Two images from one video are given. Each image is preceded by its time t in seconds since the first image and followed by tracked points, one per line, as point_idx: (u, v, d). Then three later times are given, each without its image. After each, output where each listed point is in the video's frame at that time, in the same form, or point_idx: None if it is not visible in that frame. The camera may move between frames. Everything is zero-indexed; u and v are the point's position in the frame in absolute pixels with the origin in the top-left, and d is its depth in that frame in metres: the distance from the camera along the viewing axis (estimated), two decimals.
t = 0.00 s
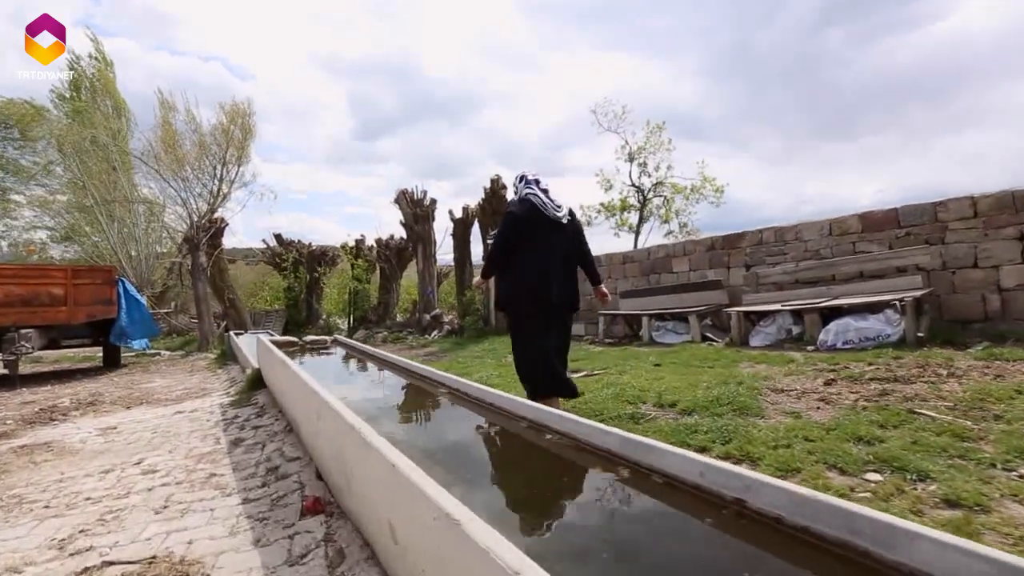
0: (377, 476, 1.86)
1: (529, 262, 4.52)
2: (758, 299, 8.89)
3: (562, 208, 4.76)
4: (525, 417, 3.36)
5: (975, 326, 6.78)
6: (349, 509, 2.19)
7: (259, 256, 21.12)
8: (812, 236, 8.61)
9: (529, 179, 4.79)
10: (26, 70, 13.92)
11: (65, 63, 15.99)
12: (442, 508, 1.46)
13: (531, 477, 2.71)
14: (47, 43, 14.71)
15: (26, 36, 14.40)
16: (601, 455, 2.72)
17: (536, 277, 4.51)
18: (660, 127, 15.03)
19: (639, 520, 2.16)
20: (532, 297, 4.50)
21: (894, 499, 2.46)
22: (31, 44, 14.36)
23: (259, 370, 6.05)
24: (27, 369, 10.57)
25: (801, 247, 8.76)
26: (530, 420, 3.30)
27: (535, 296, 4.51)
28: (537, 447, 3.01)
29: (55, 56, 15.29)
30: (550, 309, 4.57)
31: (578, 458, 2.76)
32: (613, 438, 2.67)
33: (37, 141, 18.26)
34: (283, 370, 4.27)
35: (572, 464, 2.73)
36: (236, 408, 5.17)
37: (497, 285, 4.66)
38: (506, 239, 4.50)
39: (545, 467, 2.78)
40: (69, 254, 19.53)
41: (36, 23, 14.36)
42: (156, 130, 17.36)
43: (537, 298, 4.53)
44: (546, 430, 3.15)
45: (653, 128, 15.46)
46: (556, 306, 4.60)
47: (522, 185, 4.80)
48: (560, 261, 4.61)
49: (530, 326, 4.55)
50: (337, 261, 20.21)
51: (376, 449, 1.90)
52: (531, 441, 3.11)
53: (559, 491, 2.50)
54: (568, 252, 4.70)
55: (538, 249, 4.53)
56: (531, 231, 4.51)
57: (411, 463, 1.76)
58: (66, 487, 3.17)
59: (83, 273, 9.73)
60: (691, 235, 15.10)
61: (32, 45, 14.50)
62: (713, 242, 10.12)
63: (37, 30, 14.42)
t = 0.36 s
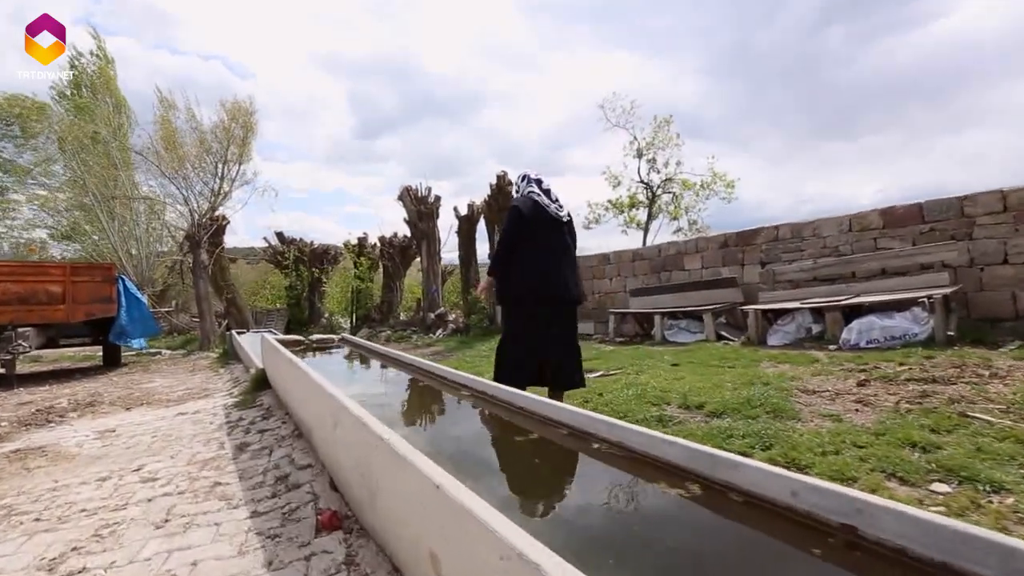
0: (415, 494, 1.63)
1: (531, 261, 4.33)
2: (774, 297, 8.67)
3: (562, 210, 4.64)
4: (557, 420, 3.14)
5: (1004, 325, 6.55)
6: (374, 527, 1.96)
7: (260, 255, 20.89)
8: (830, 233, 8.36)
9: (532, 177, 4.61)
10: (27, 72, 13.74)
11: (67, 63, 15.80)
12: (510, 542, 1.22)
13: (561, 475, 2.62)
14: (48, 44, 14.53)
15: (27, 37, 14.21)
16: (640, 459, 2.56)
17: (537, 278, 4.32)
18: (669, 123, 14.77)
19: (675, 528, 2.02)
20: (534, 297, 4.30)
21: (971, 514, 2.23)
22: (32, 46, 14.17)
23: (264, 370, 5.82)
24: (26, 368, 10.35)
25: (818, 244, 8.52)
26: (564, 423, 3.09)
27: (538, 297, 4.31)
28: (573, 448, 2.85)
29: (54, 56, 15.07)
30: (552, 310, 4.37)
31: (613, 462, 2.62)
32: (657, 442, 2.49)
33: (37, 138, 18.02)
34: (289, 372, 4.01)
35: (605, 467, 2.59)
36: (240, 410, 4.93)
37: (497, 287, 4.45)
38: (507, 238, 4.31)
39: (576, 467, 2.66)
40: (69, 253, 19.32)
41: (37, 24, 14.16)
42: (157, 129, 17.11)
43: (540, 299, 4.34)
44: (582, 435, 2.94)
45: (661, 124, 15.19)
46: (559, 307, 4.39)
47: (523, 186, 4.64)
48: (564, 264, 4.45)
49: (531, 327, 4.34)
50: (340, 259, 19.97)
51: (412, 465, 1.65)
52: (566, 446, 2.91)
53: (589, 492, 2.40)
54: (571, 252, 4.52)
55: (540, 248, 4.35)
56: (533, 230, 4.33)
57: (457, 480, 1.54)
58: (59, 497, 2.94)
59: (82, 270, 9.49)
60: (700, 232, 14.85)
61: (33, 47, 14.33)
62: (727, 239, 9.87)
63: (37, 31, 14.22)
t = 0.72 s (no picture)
0: (465, 516, 1.41)
1: (515, 270, 4.72)
2: (793, 295, 8.44)
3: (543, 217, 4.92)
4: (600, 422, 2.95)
5: None
6: (408, 549, 1.74)
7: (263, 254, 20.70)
8: (852, 229, 8.11)
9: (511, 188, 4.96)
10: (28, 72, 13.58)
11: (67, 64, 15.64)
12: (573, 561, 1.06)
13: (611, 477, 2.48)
14: (49, 44, 14.39)
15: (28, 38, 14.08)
16: (701, 467, 2.36)
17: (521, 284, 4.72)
18: (679, 119, 14.53)
19: (726, 544, 1.87)
20: (522, 302, 4.67)
21: None
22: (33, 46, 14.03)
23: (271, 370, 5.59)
24: (27, 368, 10.18)
25: (838, 240, 8.27)
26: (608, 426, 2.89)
27: (525, 300, 4.67)
28: (625, 453, 2.66)
29: (54, 56, 14.90)
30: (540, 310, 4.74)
31: (670, 468, 2.43)
32: (721, 449, 2.28)
33: (39, 136, 17.85)
34: (299, 371, 3.78)
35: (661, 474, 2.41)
36: (246, 412, 4.71)
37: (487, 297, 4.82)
38: (491, 251, 4.74)
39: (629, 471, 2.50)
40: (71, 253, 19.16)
41: (37, 25, 14.03)
42: (159, 127, 16.94)
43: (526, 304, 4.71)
44: (632, 440, 2.74)
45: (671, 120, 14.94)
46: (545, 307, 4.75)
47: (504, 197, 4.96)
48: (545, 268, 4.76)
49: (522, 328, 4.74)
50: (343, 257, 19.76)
51: (460, 482, 1.43)
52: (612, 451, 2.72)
53: (639, 498, 2.26)
54: (553, 257, 4.85)
55: (523, 256, 4.72)
56: (514, 241, 4.69)
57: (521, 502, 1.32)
58: (55, 507, 2.72)
59: (84, 268, 9.25)
60: (710, 229, 14.60)
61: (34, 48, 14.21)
62: (742, 236, 9.62)
63: (38, 31, 14.07)
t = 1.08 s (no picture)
0: (541, 543, 1.19)
1: (511, 267, 5.02)
2: (812, 293, 8.22)
3: (537, 213, 5.15)
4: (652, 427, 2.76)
5: None
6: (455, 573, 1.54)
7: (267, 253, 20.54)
8: (874, 225, 7.90)
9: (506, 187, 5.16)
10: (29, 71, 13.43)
11: (68, 63, 15.48)
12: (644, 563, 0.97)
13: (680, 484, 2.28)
14: (49, 43, 14.24)
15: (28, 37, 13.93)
16: (784, 476, 2.15)
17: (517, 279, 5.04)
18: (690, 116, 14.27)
19: (825, 560, 1.66)
20: (519, 297, 5.02)
21: None
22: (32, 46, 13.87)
23: (280, 368, 5.40)
24: (30, 367, 10.04)
25: (860, 236, 8.05)
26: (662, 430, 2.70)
27: (521, 297, 5.00)
28: (689, 460, 2.46)
29: (56, 56, 14.74)
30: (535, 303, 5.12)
31: (746, 478, 2.23)
32: (810, 458, 2.07)
33: (41, 135, 17.71)
34: (314, 369, 3.57)
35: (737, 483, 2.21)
36: (256, 412, 4.52)
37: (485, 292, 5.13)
38: (488, 251, 4.99)
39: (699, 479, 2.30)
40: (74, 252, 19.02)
41: (36, 24, 13.87)
42: (162, 126, 16.78)
43: (522, 300, 5.04)
44: (692, 445, 2.54)
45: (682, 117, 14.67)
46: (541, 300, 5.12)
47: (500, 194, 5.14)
48: (539, 265, 5.05)
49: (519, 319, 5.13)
50: (347, 256, 19.55)
51: (526, 496, 1.25)
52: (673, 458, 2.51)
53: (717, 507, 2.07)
54: (547, 253, 5.15)
55: (519, 253, 5.02)
56: (510, 239, 4.97)
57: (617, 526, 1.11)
58: (57, 516, 2.53)
59: (86, 265, 9.07)
60: (721, 227, 14.36)
61: (34, 47, 14.06)
62: (759, 233, 9.40)
63: (38, 30, 13.91)
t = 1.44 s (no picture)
0: None
1: (514, 270, 5.21)
2: (832, 292, 8.00)
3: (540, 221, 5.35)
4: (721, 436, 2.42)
5: None
6: None
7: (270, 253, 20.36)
8: (895, 223, 7.71)
9: (512, 193, 5.33)
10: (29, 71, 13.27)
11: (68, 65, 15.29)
12: None
13: (769, 508, 1.95)
14: (49, 43, 14.06)
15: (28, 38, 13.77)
16: (905, 499, 1.79)
17: (519, 283, 5.24)
18: (700, 113, 14.08)
19: None
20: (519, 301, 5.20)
21: None
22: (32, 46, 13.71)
23: (290, 370, 5.22)
24: (32, 368, 9.87)
25: (880, 235, 7.87)
26: (736, 441, 2.37)
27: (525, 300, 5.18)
28: (779, 476, 2.11)
29: (56, 57, 14.59)
30: (531, 307, 5.34)
31: (852, 500, 1.87)
32: (893, 466, 1.84)
33: (44, 134, 17.55)
34: (331, 371, 3.39)
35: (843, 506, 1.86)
36: (269, 416, 4.34)
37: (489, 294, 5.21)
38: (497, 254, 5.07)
39: (794, 501, 1.96)
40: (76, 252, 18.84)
41: (36, 24, 13.70)
42: (165, 126, 16.62)
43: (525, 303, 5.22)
44: (776, 458, 2.20)
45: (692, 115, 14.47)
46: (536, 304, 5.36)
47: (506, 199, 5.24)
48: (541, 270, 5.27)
49: (517, 322, 5.32)
50: (351, 256, 19.36)
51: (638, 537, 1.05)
52: (753, 475, 2.17)
53: (823, 535, 1.74)
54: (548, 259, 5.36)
55: (521, 259, 5.22)
56: (515, 244, 5.11)
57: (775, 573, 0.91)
58: (65, 531, 2.36)
59: (90, 265, 8.92)
60: (731, 227, 14.18)
61: (34, 47, 13.88)
62: (775, 231, 9.23)
63: (38, 31, 13.74)
